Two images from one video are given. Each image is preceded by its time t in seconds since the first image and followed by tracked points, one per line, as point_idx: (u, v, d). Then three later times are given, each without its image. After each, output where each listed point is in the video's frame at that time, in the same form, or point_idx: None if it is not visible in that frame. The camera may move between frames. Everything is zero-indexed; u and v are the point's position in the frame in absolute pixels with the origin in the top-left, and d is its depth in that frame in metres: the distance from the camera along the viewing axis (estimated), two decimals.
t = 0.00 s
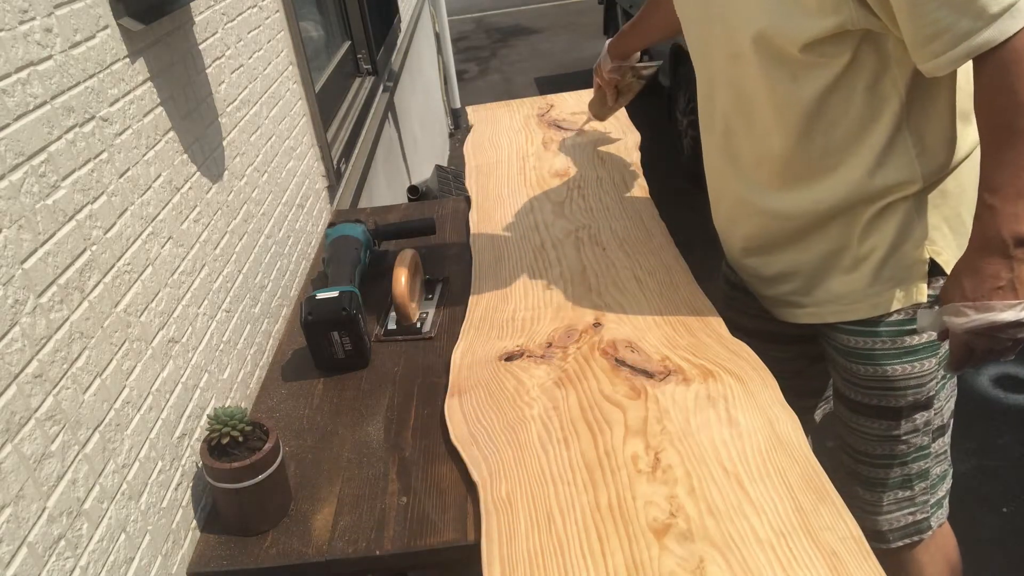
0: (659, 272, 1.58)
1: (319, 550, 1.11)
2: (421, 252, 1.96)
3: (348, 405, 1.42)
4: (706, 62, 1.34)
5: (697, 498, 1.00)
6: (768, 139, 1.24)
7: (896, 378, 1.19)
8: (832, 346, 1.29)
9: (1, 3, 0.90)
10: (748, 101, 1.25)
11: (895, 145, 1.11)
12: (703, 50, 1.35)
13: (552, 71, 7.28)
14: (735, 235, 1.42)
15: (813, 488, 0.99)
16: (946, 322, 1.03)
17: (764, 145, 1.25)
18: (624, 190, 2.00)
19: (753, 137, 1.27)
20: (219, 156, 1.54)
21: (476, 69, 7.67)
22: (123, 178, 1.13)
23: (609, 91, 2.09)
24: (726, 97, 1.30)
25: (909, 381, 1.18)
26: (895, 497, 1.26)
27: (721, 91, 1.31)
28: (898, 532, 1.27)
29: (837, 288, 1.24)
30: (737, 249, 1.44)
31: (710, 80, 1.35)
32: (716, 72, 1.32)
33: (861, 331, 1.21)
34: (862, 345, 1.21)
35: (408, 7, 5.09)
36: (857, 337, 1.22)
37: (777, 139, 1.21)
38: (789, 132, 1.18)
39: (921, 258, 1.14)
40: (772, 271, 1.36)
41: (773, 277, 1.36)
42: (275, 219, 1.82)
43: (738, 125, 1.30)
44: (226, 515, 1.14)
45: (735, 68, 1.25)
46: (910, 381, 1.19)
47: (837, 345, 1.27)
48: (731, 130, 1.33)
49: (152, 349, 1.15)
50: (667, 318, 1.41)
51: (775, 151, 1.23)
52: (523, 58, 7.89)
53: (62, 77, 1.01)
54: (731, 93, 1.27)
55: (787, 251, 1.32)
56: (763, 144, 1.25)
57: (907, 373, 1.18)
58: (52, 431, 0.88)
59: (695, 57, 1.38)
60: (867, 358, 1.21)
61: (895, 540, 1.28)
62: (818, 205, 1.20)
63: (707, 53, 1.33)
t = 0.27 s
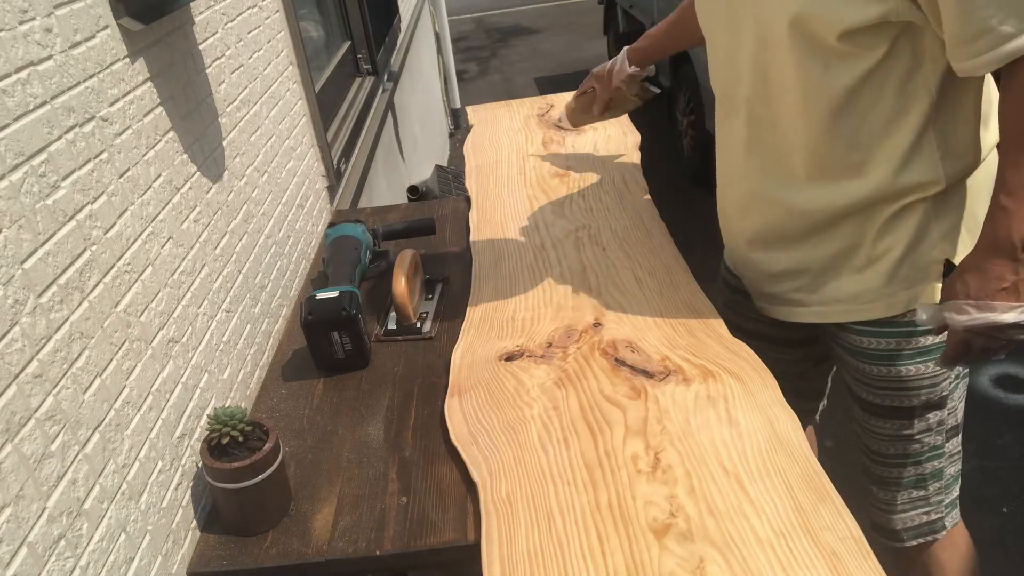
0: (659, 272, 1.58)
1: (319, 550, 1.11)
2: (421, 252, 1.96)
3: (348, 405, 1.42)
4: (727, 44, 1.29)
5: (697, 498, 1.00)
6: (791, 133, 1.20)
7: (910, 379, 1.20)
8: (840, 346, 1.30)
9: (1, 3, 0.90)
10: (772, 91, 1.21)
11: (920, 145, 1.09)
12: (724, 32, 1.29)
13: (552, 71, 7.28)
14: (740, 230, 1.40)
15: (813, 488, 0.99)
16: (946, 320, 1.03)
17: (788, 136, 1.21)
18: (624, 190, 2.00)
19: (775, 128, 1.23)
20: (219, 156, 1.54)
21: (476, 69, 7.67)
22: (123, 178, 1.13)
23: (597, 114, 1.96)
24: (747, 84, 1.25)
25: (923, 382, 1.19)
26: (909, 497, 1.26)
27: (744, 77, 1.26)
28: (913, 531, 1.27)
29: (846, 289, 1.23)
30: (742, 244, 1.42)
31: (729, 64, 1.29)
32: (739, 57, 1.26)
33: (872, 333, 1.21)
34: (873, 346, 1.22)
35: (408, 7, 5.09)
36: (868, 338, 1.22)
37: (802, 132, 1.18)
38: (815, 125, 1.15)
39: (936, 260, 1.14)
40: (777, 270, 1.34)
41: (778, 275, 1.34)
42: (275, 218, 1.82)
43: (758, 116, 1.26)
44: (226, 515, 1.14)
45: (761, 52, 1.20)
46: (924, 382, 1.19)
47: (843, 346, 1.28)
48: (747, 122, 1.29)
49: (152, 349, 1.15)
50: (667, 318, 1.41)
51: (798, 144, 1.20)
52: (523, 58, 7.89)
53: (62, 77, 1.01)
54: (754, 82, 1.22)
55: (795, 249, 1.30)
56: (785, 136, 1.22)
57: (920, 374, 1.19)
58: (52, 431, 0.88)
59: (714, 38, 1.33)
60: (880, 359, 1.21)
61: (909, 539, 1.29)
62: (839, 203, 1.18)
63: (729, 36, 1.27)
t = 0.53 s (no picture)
0: (658, 271, 1.59)
1: (319, 550, 1.11)
2: (421, 252, 1.96)
3: (348, 405, 1.42)
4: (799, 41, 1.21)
5: (697, 498, 1.00)
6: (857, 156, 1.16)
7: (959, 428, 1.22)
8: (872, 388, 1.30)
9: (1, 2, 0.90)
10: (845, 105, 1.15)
11: (998, 184, 1.07)
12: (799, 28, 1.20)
13: (552, 71, 7.28)
14: (770, 242, 1.36)
15: (813, 488, 0.99)
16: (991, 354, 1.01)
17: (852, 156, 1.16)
18: (624, 190, 2.00)
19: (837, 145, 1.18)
20: (219, 156, 1.54)
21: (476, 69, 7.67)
22: (123, 178, 1.13)
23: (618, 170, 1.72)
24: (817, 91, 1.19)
25: (971, 431, 1.22)
26: (937, 534, 1.32)
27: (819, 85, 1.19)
28: (936, 565, 1.34)
29: (897, 327, 1.20)
30: (776, 267, 1.37)
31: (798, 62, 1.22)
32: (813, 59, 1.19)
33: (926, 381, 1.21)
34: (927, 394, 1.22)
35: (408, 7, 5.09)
36: (923, 387, 1.22)
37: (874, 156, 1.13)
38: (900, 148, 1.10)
39: (995, 307, 1.14)
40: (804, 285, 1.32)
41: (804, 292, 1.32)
42: (275, 219, 1.82)
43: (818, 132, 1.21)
44: (226, 515, 1.14)
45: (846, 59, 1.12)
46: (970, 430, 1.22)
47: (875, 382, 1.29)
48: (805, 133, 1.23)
49: (152, 349, 1.15)
50: (667, 318, 1.41)
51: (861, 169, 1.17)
52: (523, 58, 7.89)
53: (62, 77, 1.01)
54: (829, 92, 1.15)
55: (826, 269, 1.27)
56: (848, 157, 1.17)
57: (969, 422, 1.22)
58: (52, 431, 0.88)
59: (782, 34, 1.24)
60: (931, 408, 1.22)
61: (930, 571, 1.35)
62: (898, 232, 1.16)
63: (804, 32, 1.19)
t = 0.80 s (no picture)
0: (658, 271, 1.59)
1: (319, 550, 1.11)
2: (421, 252, 1.96)
3: (348, 405, 1.42)
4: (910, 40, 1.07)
5: (697, 498, 1.00)
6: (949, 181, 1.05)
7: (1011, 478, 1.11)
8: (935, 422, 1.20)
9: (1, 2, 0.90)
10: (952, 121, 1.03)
11: None
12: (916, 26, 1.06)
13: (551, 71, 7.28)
14: (846, 251, 1.28)
15: (813, 487, 0.99)
16: None
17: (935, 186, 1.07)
18: (624, 190, 2.00)
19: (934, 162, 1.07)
20: (219, 156, 1.54)
21: (475, 69, 7.67)
22: (123, 178, 1.13)
23: (694, 202, 1.49)
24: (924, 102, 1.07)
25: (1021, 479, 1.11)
26: None
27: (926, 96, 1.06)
28: None
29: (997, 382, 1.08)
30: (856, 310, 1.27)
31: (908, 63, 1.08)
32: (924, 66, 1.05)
33: (994, 427, 1.10)
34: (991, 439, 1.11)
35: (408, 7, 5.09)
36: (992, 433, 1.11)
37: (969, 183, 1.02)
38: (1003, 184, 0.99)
39: None
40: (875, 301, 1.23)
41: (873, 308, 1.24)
42: (275, 219, 1.82)
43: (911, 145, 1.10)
44: (226, 515, 1.14)
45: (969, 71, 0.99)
46: None
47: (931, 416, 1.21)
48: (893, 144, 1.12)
49: (152, 349, 1.15)
50: (667, 318, 1.41)
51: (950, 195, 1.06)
52: (523, 58, 7.89)
53: (62, 77, 1.01)
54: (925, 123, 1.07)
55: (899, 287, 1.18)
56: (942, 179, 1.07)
57: None
58: (52, 431, 0.88)
59: (884, 30, 1.11)
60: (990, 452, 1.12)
61: None
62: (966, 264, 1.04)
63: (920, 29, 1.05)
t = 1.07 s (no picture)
0: (658, 271, 1.59)
1: (319, 550, 1.11)
2: (421, 252, 1.96)
3: (347, 405, 1.42)
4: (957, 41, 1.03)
5: (697, 498, 1.00)
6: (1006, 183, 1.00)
7: None
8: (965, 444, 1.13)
9: (1, 3, 0.90)
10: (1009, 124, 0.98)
11: None
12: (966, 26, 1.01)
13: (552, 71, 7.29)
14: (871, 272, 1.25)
15: (813, 488, 0.99)
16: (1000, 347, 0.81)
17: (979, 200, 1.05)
18: (624, 190, 2.00)
19: (982, 169, 1.03)
20: (219, 156, 1.54)
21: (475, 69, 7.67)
22: (123, 178, 1.13)
23: (742, 233, 1.31)
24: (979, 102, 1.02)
25: None
26: None
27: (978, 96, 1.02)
28: None
29: None
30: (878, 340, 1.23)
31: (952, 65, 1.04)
32: (975, 66, 1.00)
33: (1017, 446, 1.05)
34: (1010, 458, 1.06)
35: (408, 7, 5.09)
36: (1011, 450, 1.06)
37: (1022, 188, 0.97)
38: None
39: None
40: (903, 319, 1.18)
41: (901, 328, 1.19)
42: (275, 219, 1.82)
43: (958, 146, 1.06)
44: (226, 515, 1.14)
45: None
46: None
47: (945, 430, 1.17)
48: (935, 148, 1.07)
49: (152, 349, 1.15)
50: (667, 318, 1.40)
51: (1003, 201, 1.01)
52: (523, 58, 7.89)
53: (62, 77, 1.01)
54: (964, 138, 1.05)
55: (936, 306, 1.14)
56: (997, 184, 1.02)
57: None
58: (52, 431, 0.88)
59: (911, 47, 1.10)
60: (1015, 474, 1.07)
61: None
62: (1019, 275, 1.01)
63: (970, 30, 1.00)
